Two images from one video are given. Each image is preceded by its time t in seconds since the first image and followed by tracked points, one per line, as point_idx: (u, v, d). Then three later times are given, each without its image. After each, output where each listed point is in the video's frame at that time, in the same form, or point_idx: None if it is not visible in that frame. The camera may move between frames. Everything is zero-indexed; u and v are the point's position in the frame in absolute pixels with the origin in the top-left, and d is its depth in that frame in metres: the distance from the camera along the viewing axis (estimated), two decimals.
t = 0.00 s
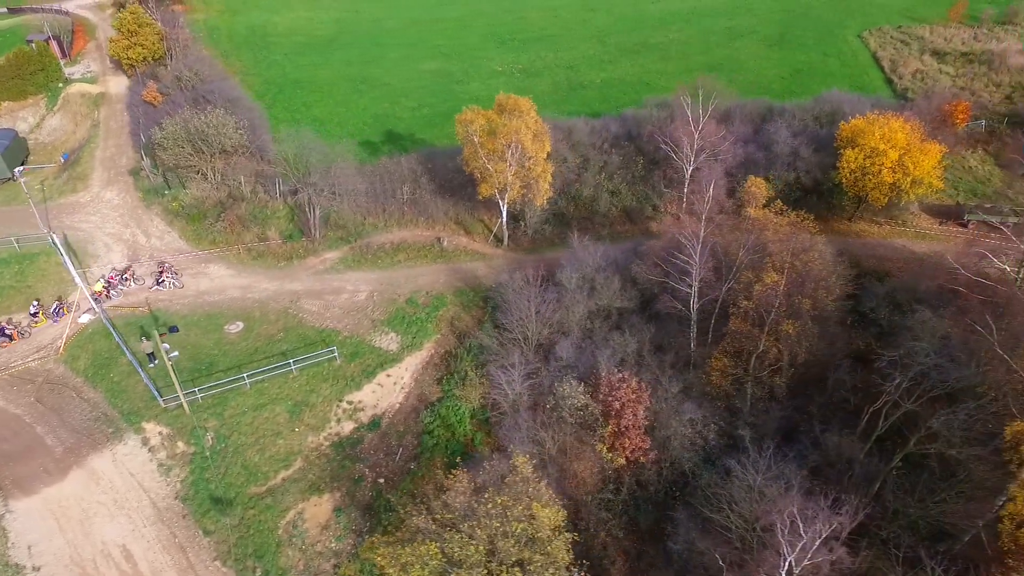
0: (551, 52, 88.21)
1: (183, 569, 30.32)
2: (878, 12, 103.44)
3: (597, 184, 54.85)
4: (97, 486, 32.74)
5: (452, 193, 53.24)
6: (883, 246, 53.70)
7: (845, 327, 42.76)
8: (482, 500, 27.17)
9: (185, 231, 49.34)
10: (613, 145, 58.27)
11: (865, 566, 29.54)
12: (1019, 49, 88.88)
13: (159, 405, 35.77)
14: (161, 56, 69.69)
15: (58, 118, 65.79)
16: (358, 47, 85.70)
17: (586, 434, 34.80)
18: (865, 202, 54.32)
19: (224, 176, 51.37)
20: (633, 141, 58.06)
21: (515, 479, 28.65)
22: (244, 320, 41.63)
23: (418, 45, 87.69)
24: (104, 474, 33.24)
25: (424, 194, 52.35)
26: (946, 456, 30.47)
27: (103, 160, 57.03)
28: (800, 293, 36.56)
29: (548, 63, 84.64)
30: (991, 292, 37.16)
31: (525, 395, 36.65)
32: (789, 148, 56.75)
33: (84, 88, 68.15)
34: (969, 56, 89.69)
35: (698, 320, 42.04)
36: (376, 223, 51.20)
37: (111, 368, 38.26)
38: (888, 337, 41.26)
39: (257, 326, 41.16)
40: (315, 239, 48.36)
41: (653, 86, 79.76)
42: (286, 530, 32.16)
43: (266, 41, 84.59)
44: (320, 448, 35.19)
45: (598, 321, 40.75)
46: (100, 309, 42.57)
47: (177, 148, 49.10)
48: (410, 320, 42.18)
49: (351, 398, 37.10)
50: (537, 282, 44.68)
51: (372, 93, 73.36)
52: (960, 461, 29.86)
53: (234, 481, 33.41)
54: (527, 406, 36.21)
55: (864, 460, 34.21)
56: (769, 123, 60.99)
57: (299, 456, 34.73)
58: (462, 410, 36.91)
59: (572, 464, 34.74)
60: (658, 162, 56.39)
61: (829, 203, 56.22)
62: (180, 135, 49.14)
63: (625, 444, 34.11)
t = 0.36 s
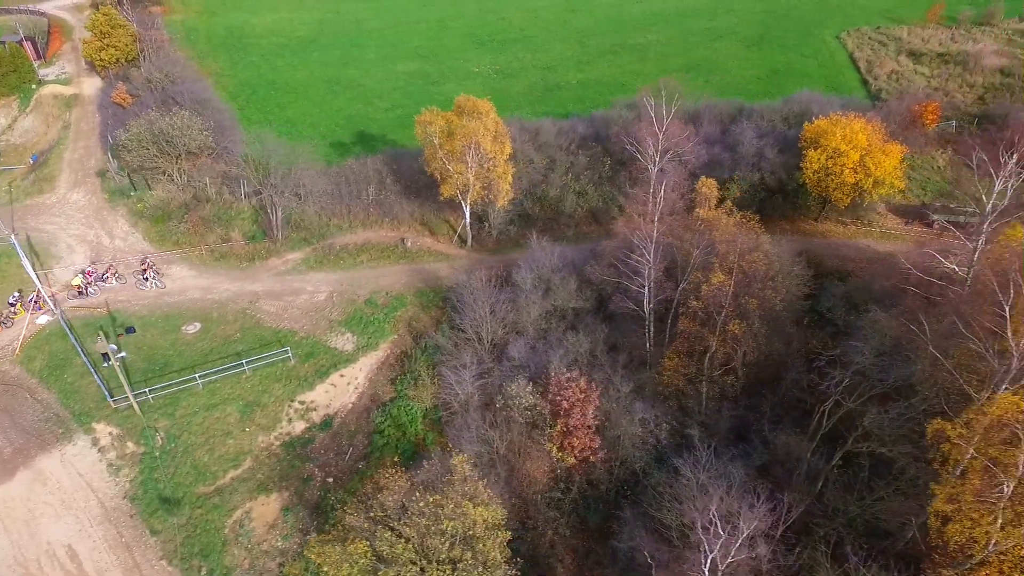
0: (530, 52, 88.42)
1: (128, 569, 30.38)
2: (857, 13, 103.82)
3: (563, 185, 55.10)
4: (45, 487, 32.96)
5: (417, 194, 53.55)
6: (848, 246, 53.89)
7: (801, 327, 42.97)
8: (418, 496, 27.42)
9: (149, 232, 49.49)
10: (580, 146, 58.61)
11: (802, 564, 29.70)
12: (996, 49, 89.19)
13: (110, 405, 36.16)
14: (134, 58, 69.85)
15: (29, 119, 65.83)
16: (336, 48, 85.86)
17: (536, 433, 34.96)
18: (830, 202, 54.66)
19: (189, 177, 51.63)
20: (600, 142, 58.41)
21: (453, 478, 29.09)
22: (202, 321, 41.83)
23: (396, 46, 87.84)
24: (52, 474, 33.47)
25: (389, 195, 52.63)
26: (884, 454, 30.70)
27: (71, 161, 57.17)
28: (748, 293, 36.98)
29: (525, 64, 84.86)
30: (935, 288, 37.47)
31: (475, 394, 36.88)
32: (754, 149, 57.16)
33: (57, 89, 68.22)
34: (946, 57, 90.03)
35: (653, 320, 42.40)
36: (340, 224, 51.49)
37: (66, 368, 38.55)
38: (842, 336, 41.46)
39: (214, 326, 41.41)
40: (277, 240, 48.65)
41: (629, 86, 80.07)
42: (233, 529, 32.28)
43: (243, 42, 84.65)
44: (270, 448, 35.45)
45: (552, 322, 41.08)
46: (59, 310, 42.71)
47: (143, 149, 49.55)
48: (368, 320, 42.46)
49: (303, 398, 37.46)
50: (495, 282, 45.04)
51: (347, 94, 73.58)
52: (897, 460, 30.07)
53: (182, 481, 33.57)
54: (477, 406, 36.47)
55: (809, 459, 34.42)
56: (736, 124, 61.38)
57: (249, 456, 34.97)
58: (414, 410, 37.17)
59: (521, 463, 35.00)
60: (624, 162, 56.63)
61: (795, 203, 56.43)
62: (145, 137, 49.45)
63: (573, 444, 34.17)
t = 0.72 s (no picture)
0: (508, 53, 88.62)
1: (76, 568, 30.43)
2: (836, 13, 104.22)
3: (531, 185, 55.38)
4: None
5: (383, 196, 53.95)
6: (813, 245, 54.19)
7: (759, 325, 43.26)
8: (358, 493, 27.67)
9: (115, 233, 49.56)
10: (548, 147, 59.03)
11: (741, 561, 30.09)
12: (970, 50, 89.68)
13: (64, 406, 36.37)
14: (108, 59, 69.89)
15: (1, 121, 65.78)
16: (314, 49, 86.08)
17: (488, 430, 35.05)
18: (795, 202, 55.02)
19: (155, 178, 51.80)
20: (568, 143, 58.94)
21: (396, 477, 29.47)
22: (162, 321, 42.03)
23: (373, 47, 87.97)
24: (4, 474, 33.60)
25: (356, 196, 52.89)
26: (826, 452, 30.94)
27: (40, 162, 57.26)
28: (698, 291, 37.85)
29: (503, 65, 85.09)
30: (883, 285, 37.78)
31: (429, 394, 37.21)
32: (720, 149, 57.62)
33: (30, 91, 68.23)
34: (921, 57, 90.50)
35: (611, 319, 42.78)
36: (306, 225, 51.74)
37: (23, 369, 38.67)
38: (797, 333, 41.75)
39: (173, 326, 41.66)
40: (241, 240, 48.91)
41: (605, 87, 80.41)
42: (182, 528, 32.37)
43: (220, 43, 84.74)
44: (223, 448, 35.68)
45: (509, 321, 41.42)
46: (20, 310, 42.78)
47: (108, 151, 49.64)
48: (328, 320, 42.75)
49: (258, 398, 37.77)
50: (456, 282, 45.39)
51: (322, 95, 73.80)
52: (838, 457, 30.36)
53: (133, 481, 33.74)
54: (430, 404, 36.84)
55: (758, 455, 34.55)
56: (705, 125, 61.89)
57: (201, 455, 35.21)
58: (368, 410, 37.48)
59: (473, 461, 35.17)
60: (591, 163, 56.97)
61: (762, 203, 56.71)
62: (110, 139, 49.58)
63: (525, 441, 34.31)
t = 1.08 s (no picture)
0: (487, 53, 88.78)
1: (27, 567, 30.40)
2: (816, 14, 104.70)
3: (500, 185, 55.66)
4: None
5: (351, 196, 54.30)
6: (782, 244, 54.44)
7: (720, 324, 43.61)
8: (302, 490, 27.93)
9: (82, 233, 49.56)
10: (518, 148, 59.51)
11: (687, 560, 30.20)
12: (946, 50, 90.19)
13: (21, 405, 36.55)
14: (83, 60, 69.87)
15: None
16: (293, 49, 86.27)
17: (444, 427, 35.31)
18: (763, 202, 55.40)
19: (124, 179, 51.87)
20: (538, 144, 59.52)
21: (344, 475, 29.68)
22: (124, 321, 42.26)
23: (353, 47, 88.18)
24: None
25: (325, 196, 53.17)
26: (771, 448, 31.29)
27: (10, 163, 57.29)
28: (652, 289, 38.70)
29: (481, 65, 85.32)
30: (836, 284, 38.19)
31: (385, 392, 37.50)
32: (688, 149, 58.07)
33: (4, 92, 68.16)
34: (898, 57, 90.91)
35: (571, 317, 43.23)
36: (274, 225, 52.08)
37: None
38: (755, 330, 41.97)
39: (135, 326, 41.91)
40: (207, 240, 49.10)
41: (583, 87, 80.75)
42: (136, 526, 32.53)
43: (199, 44, 84.79)
44: (180, 446, 35.91)
45: (468, 320, 41.83)
46: None
47: (75, 152, 49.65)
48: (291, 320, 43.08)
49: (217, 397, 38.08)
50: (418, 282, 45.79)
51: (298, 96, 74.04)
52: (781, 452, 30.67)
53: (88, 479, 33.89)
54: (386, 403, 37.11)
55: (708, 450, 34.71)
56: (675, 125, 62.38)
57: (158, 454, 35.43)
58: (325, 408, 37.75)
59: (428, 458, 35.43)
60: (561, 163, 57.30)
61: (731, 202, 57.11)
62: (78, 140, 49.68)
63: (481, 439, 34.52)
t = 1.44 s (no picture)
0: (470, 53, 88.86)
1: None
2: (798, 15, 104.22)
3: (474, 185, 56.00)
4: None
5: (325, 197, 54.59)
6: (754, 243, 54.88)
7: (687, 323, 43.81)
8: (257, 487, 28.23)
9: (54, 234, 49.31)
10: (492, 149, 59.99)
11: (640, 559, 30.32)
12: (925, 50, 90.72)
13: None
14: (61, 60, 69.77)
15: None
16: (275, 49, 86.36)
17: (407, 425, 35.54)
18: (734, 202, 55.90)
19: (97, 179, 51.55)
20: (513, 145, 60.16)
21: (301, 472, 29.97)
22: (93, 322, 42.42)
23: (335, 47, 88.26)
24: None
25: (298, 196, 53.41)
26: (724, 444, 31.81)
27: None
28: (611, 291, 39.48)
29: (463, 65, 85.51)
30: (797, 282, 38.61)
31: (350, 391, 37.84)
32: (661, 149, 58.53)
33: None
34: (878, 57, 91.12)
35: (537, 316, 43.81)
36: (247, 225, 52.47)
37: None
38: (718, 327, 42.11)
39: (103, 326, 42.10)
40: (179, 240, 49.49)
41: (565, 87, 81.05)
42: (98, 525, 32.72)
43: (180, 44, 84.68)
44: (145, 445, 36.13)
45: (435, 319, 42.31)
46: None
47: (46, 153, 49.32)
48: (261, 320, 43.41)
49: (182, 397, 38.36)
50: (386, 283, 46.23)
51: (277, 96, 74.29)
52: (732, 449, 31.22)
53: (51, 479, 33.96)
54: (351, 402, 37.49)
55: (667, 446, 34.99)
56: (649, 125, 62.91)
57: (122, 453, 35.61)
58: (290, 407, 38.19)
59: (392, 456, 35.76)
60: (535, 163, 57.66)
61: (704, 202, 57.84)
62: (49, 141, 49.33)
63: (443, 438, 34.48)
